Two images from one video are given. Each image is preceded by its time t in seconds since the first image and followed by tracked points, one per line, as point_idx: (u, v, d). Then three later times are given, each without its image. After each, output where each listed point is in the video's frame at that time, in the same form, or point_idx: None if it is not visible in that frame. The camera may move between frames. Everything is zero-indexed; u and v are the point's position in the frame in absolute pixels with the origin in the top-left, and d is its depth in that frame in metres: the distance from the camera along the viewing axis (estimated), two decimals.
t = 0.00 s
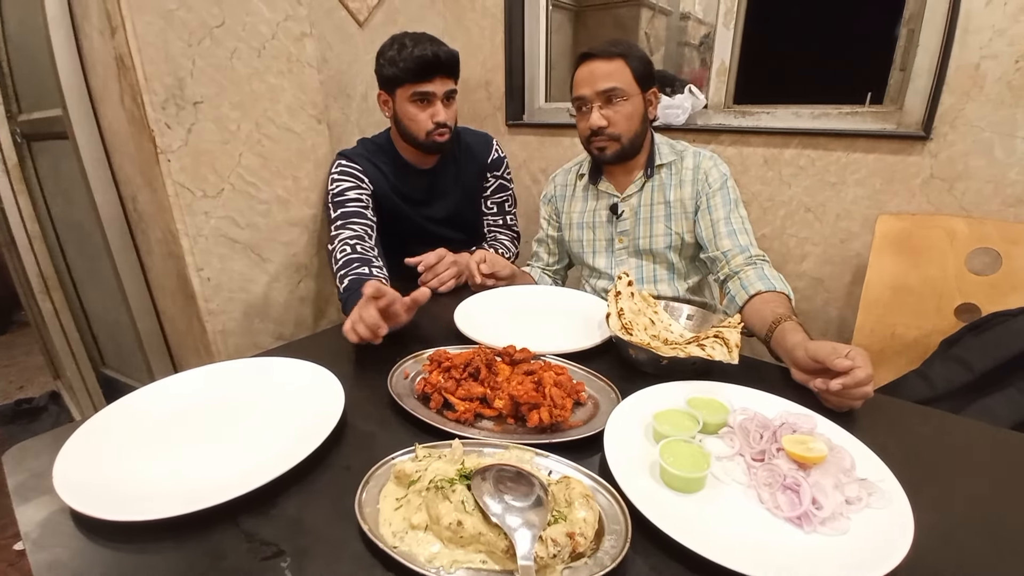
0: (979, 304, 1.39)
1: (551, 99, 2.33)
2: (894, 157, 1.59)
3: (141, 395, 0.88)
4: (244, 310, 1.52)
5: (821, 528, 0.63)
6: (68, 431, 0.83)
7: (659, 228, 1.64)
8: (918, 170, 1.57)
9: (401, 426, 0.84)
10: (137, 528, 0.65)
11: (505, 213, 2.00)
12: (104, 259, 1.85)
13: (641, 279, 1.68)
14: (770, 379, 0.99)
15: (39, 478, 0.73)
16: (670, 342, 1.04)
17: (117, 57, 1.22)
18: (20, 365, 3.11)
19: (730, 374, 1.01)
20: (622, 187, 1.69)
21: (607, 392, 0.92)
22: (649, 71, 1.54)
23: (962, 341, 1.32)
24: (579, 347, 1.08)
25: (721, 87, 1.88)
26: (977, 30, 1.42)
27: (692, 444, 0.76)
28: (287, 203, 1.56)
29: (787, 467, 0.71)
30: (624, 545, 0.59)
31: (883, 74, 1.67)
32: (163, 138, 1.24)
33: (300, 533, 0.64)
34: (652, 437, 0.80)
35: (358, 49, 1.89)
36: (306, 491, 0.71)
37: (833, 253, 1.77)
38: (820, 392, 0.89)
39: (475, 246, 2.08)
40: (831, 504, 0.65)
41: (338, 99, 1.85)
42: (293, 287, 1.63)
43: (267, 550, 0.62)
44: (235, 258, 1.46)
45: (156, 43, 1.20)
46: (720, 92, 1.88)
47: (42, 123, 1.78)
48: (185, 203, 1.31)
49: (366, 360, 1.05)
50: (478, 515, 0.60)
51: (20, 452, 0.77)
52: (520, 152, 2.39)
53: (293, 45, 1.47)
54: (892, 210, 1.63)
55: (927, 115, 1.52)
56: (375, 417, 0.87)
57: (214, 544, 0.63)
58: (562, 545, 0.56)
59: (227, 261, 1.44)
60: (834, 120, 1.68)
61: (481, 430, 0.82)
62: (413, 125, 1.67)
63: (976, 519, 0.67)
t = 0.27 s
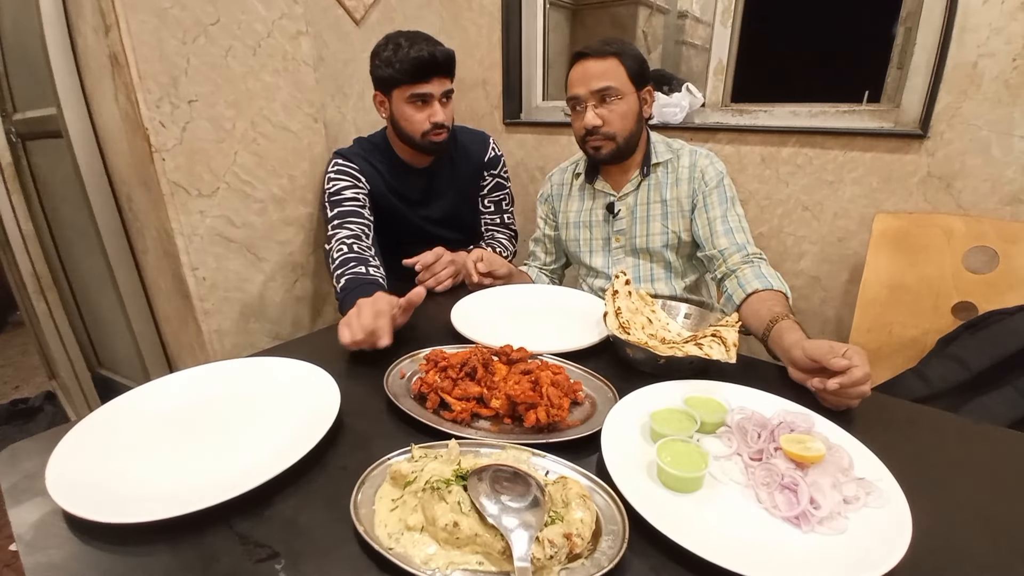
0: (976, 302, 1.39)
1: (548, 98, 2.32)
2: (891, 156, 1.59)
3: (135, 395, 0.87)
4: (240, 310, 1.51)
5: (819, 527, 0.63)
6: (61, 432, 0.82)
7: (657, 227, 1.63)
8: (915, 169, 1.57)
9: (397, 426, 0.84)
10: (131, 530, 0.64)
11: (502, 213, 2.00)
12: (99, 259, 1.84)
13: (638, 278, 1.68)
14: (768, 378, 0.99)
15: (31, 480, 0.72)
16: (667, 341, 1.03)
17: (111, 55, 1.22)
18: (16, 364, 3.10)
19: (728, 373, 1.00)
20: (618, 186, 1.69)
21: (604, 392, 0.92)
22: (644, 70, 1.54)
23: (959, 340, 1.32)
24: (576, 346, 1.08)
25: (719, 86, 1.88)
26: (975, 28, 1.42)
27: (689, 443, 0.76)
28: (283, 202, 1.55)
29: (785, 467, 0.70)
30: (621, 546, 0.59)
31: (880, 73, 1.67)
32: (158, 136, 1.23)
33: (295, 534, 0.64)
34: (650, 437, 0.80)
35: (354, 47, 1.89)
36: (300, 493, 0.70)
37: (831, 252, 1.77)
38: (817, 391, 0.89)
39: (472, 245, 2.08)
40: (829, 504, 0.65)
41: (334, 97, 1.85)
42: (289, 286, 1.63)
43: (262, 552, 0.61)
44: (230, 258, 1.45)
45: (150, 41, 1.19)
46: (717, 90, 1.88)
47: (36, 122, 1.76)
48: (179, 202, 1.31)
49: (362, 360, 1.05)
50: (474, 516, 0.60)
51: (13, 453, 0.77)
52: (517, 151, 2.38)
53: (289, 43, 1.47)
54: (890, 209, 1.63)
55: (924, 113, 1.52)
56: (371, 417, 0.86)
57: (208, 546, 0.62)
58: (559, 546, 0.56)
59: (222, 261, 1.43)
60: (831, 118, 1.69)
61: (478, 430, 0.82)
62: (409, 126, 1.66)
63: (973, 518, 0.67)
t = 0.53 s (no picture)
0: (975, 299, 1.39)
1: (547, 95, 2.32)
2: (890, 153, 1.59)
3: (133, 393, 0.87)
4: (237, 308, 1.51)
5: (819, 525, 0.63)
6: (56, 431, 0.81)
7: (655, 224, 1.63)
8: (914, 166, 1.57)
9: (394, 425, 0.83)
10: (128, 530, 0.64)
11: (501, 210, 1.99)
12: (96, 257, 1.83)
13: (637, 276, 1.68)
14: (767, 375, 0.99)
15: (26, 479, 0.72)
16: (666, 338, 1.03)
17: (106, 51, 1.21)
18: (13, 363, 3.08)
19: (726, 371, 1.00)
20: (617, 182, 1.69)
21: (603, 389, 0.92)
22: (643, 65, 1.53)
23: (958, 337, 1.32)
24: (576, 343, 1.08)
25: (717, 83, 1.88)
26: (975, 25, 1.41)
27: (689, 441, 0.75)
28: (280, 199, 1.54)
29: (784, 464, 0.70)
30: (620, 544, 0.59)
31: (879, 70, 1.67)
32: (153, 133, 1.22)
33: (292, 534, 0.63)
34: (649, 435, 0.79)
35: (352, 43, 1.88)
36: (297, 492, 0.70)
37: (829, 249, 1.77)
38: (817, 389, 0.89)
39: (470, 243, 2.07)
40: (828, 502, 0.64)
41: (331, 94, 1.84)
42: (287, 284, 1.62)
43: (259, 552, 0.61)
44: (227, 255, 1.44)
45: (145, 37, 1.18)
46: (716, 87, 1.88)
47: (32, 119, 1.75)
48: (176, 199, 1.30)
49: (359, 358, 1.04)
50: (472, 515, 0.60)
51: (8, 452, 0.76)
52: (516, 148, 2.38)
53: (285, 39, 1.46)
54: (889, 206, 1.63)
55: (923, 110, 1.52)
56: (368, 416, 0.86)
57: (205, 546, 0.62)
58: (558, 545, 0.56)
59: (219, 258, 1.42)
60: (830, 115, 1.69)
61: (476, 429, 0.81)
62: (408, 122, 1.65)
63: (972, 516, 0.67)
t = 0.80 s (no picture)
0: (974, 300, 1.39)
1: (547, 96, 2.32)
2: (890, 153, 1.59)
3: (133, 394, 0.87)
4: (237, 308, 1.50)
5: (819, 526, 0.63)
6: (56, 431, 0.81)
7: (655, 225, 1.63)
8: (914, 166, 1.57)
9: (394, 425, 0.83)
10: (127, 530, 0.64)
11: (500, 211, 1.99)
12: (96, 257, 1.83)
13: (637, 276, 1.68)
14: (767, 376, 0.99)
15: (27, 479, 0.72)
16: (666, 339, 1.03)
17: (107, 52, 1.20)
18: (12, 363, 3.09)
19: (726, 371, 1.00)
20: (617, 183, 1.69)
21: (603, 390, 0.92)
22: (643, 66, 1.53)
23: (957, 338, 1.32)
24: (576, 344, 1.08)
25: (717, 84, 1.88)
26: (974, 26, 1.42)
27: (688, 442, 0.75)
28: (280, 200, 1.54)
29: (784, 465, 0.70)
30: (620, 545, 0.59)
31: (878, 71, 1.67)
32: (153, 134, 1.23)
33: (292, 534, 0.63)
34: (649, 435, 0.79)
35: (351, 44, 1.88)
36: (298, 492, 0.70)
37: (829, 250, 1.77)
38: (816, 389, 0.89)
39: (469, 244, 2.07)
40: (828, 503, 0.64)
41: (331, 95, 1.84)
42: (286, 285, 1.62)
43: (259, 553, 0.61)
44: (227, 256, 1.44)
45: (145, 37, 1.18)
46: (716, 88, 1.89)
47: (32, 119, 1.75)
48: (176, 199, 1.30)
49: (359, 359, 1.04)
50: (472, 516, 0.60)
51: (8, 453, 0.76)
52: (516, 149, 2.38)
53: (285, 40, 1.46)
54: (888, 206, 1.63)
55: (923, 111, 1.52)
56: (368, 417, 0.86)
57: (205, 547, 0.62)
58: (558, 545, 0.56)
59: (218, 259, 1.42)
60: (830, 116, 1.70)
61: (476, 429, 0.81)
62: (408, 122, 1.65)
63: (972, 516, 0.67)
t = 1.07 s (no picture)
0: (977, 300, 1.38)
1: (549, 95, 2.32)
2: (893, 153, 1.59)
3: (136, 393, 0.87)
4: (240, 308, 1.51)
5: (821, 526, 0.63)
6: (60, 430, 0.81)
7: (657, 224, 1.63)
8: (917, 166, 1.57)
9: (397, 424, 0.84)
10: (131, 528, 0.64)
11: (502, 212, 1.99)
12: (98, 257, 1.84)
13: (639, 276, 1.68)
14: (769, 376, 0.99)
15: (31, 478, 0.72)
16: (668, 339, 1.03)
17: (110, 52, 1.21)
18: (15, 363, 3.09)
19: (729, 371, 1.00)
20: (619, 183, 1.69)
21: (605, 390, 0.92)
22: (646, 66, 1.53)
23: (960, 338, 1.32)
24: (578, 344, 1.08)
25: (719, 84, 1.88)
26: (977, 25, 1.41)
27: (691, 442, 0.75)
28: (282, 200, 1.55)
29: (787, 465, 0.70)
30: (623, 544, 0.59)
31: (881, 70, 1.67)
32: (157, 133, 1.23)
33: (295, 533, 0.63)
34: (651, 435, 0.79)
35: (354, 44, 1.88)
36: (301, 491, 0.70)
37: (831, 250, 1.77)
38: (819, 389, 0.89)
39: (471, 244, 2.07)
40: (831, 502, 0.64)
41: (333, 95, 1.84)
42: (289, 284, 1.62)
43: (262, 551, 0.61)
44: (230, 256, 1.45)
45: (149, 38, 1.18)
46: (718, 87, 1.88)
47: (35, 120, 1.76)
48: (179, 199, 1.30)
49: (361, 358, 1.04)
50: (475, 515, 0.60)
51: (12, 451, 0.76)
52: (517, 149, 2.38)
53: (288, 40, 1.46)
54: (891, 206, 1.63)
55: (926, 111, 1.52)
56: (371, 416, 0.86)
57: (209, 545, 0.62)
58: (561, 544, 0.56)
59: (221, 258, 1.43)
60: (833, 116, 1.69)
61: (478, 428, 0.81)
62: (411, 122, 1.66)
63: (975, 516, 0.67)
